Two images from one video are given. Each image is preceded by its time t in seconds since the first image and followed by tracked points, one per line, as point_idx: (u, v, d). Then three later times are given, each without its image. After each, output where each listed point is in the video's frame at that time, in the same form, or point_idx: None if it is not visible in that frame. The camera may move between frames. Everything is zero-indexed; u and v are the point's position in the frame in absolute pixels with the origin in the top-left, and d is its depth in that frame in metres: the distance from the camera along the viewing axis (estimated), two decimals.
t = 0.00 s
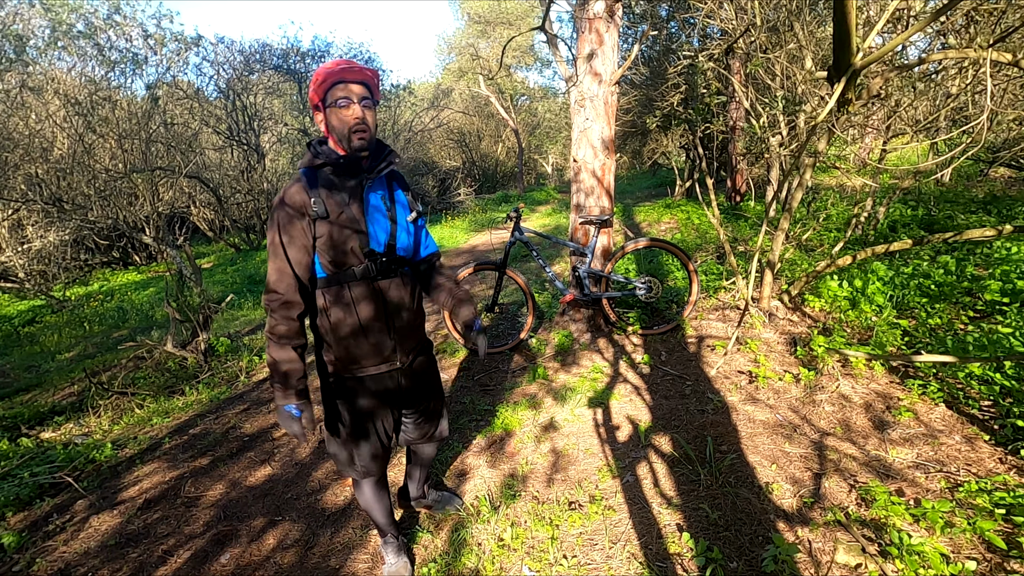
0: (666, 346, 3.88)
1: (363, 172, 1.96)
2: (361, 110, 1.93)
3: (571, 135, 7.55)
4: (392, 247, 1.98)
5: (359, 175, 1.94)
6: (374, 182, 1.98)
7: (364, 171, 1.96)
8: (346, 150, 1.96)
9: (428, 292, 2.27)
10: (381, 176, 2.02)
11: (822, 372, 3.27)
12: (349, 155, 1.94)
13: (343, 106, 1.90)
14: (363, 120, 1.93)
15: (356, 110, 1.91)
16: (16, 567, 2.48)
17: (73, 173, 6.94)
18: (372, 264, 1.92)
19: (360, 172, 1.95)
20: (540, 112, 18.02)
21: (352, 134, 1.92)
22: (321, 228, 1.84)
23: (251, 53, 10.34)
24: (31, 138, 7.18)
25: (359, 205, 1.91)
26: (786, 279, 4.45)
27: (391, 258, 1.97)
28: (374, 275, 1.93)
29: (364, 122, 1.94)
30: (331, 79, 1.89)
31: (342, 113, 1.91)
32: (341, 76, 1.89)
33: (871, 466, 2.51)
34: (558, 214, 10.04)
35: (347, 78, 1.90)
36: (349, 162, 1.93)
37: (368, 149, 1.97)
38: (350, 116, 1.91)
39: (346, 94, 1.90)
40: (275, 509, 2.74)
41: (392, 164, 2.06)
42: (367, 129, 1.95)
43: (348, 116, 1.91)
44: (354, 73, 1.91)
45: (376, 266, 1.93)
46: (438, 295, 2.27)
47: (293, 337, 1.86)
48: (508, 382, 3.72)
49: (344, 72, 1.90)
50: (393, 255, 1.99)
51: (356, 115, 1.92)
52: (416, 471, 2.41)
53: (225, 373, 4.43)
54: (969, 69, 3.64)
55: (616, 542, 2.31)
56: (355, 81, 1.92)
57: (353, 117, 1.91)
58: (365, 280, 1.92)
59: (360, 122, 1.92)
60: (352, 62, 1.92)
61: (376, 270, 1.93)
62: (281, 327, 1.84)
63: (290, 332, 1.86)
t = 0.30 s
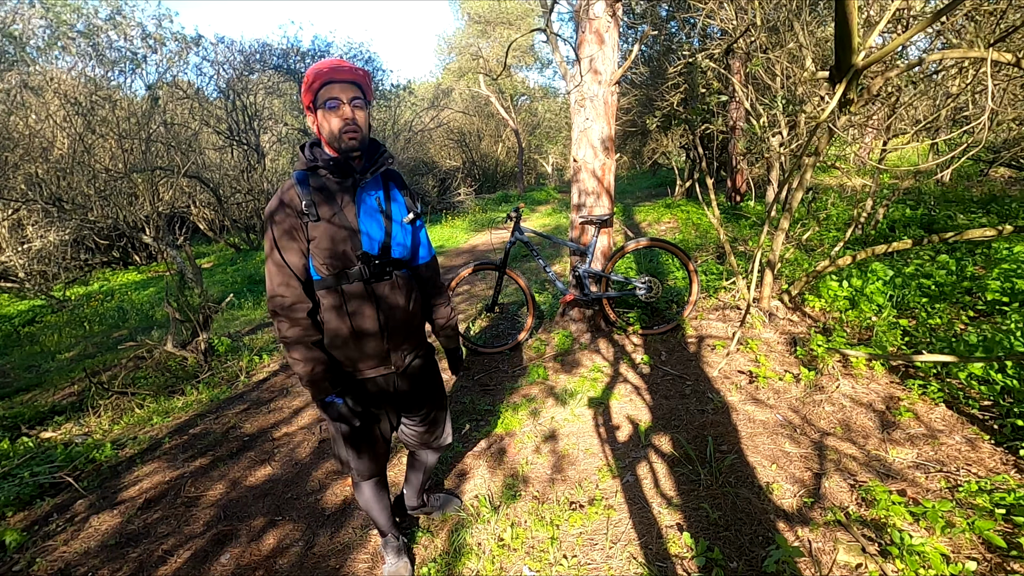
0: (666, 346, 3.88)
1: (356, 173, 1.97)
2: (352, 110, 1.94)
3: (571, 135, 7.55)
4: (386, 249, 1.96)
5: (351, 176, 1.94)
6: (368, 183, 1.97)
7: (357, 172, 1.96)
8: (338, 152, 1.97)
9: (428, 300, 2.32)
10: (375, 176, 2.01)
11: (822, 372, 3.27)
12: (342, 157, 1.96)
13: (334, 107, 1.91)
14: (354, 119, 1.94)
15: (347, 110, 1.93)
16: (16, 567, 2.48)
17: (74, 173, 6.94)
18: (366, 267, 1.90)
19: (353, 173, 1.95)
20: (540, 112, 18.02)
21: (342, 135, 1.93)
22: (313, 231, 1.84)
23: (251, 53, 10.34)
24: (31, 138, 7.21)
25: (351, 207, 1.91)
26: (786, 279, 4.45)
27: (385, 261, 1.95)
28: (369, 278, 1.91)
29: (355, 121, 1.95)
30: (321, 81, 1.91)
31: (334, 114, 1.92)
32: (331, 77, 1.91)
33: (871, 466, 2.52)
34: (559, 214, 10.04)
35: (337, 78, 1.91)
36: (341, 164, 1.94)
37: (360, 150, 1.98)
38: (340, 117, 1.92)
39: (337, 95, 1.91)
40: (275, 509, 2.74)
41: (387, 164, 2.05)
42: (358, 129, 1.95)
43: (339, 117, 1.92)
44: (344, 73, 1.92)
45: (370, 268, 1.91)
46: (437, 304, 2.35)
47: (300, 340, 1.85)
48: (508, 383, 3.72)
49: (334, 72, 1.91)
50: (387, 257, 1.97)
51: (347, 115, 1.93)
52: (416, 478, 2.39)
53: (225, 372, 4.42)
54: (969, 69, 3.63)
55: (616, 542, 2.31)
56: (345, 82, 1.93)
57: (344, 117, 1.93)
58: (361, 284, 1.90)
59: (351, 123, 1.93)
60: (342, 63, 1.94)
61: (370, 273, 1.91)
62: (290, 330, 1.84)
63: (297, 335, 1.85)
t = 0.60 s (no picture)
0: (666, 345, 3.88)
1: (360, 171, 1.96)
2: (357, 107, 1.93)
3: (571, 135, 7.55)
4: (392, 248, 1.96)
5: (355, 174, 1.94)
6: (372, 181, 1.96)
7: (360, 171, 1.95)
8: (342, 150, 1.96)
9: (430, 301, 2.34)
10: (379, 174, 2.01)
11: (822, 372, 3.27)
12: (346, 155, 1.95)
13: (338, 105, 1.91)
14: (358, 117, 1.94)
15: (351, 107, 1.92)
16: (16, 567, 2.48)
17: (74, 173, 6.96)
18: (370, 266, 1.91)
19: (357, 171, 1.94)
20: (540, 111, 18.01)
21: (346, 132, 1.92)
22: (317, 229, 1.83)
23: (250, 53, 10.23)
24: (31, 137, 7.14)
25: (357, 206, 1.91)
26: (786, 279, 4.45)
27: (390, 259, 1.94)
28: (373, 278, 1.91)
29: (359, 119, 1.94)
30: (325, 79, 1.91)
31: (338, 112, 1.91)
32: (335, 76, 1.91)
33: (871, 465, 2.52)
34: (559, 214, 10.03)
35: (341, 76, 1.91)
36: (345, 163, 1.93)
37: (364, 148, 1.98)
38: (344, 114, 1.92)
39: (341, 93, 1.91)
40: (275, 509, 2.74)
41: (390, 163, 2.05)
42: (363, 126, 1.95)
43: (343, 114, 1.91)
44: (347, 71, 1.92)
45: (375, 268, 1.91)
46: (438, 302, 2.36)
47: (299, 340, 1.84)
48: (508, 382, 3.71)
49: (338, 71, 1.91)
50: (392, 255, 1.96)
51: (351, 112, 1.92)
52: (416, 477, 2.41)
53: (225, 372, 4.42)
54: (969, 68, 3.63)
55: (616, 542, 2.31)
56: (349, 80, 1.93)
57: (348, 115, 1.92)
58: (365, 283, 1.91)
59: (355, 119, 1.92)
60: (345, 62, 1.95)
61: (375, 273, 1.91)
62: (283, 329, 1.82)
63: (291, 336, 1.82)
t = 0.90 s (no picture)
0: (666, 345, 3.88)
1: (371, 167, 1.96)
2: (371, 106, 1.94)
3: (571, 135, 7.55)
4: (402, 240, 1.96)
5: (367, 169, 1.94)
6: (383, 175, 1.97)
7: (372, 166, 1.95)
8: (355, 146, 1.96)
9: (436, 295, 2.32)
10: (390, 169, 2.01)
11: (821, 371, 3.27)
12: (358, 150, 1.95)
13: (352, 103, 1.91)
14: (371, 115, 1.94)
15: (365, 106, 1.93)
16: (16, 566, 2.48)
17: (74, 173, 6.96)
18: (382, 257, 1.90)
19: (368, 166, 1.94)
20: (540, 111, 18.00)
21: (359, 130, 1.94)
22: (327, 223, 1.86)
23: (250, 53, 10.27)
24: (30, 137, 7.24)
25: (367, 199, 1.92)
26: (786, 279, 4.45)
27: (400, 251, 1.95)
28: (383, 268, 1.90)
29: (372, 117, 1.95)
30: (340, 78, 1.92)
31: (352, 110, 1.92)
32: (351, 74, 1.92)
33: (870, 465, 2.52)
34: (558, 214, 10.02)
35: (357, 75, 1.92)
36: (357, 158, 1.94)
37: (376, 144, 1.98)
38: (358, 112, 1.92)
39: (355, 92, 1.91)
40: (275, 509, 2.74)
41: (401, 158, 2.05)
42: (375, 124, 1.96)
43: (357, 112, 1.92)
44: (363, 70, 1.93)
45: (386, 258, 1.91)
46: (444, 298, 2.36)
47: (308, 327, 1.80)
48: (508, 382, 3.71)
49: (354, 70, 1.92)
50: (402, 247, 1.96)
51: (364, 110, 1.93)
52: (415, 470, 2.41)
53: (225, 372, 4.41)
54: (969, 68, 3.63)
55: (616, 541, 2.31)
56: (364, 79, 1.93)
57: (362, 114, 1.93)
58: (376, 273, 1.90)
59: (368, 117, 1.94)
60: (361, 61, 1.95)
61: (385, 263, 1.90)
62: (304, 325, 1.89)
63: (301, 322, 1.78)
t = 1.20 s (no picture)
0: (666, 344, 3.88)
1: (385, 164, 1.96)
2: (386, 107, 1.95)
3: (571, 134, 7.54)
4: (414, 234, 1.96)
5: (382, 166, 1.95)
6: (396, 172, 1.97)
7: (386, 164, 1.94)
8: (371, 144, 1.96)
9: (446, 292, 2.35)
10: (402, 166, 2.01)
11: (821, 371, 3.27)
12: (373, 148, 1.95)
13: (370, 103, 1.91)
14: (388, 115, 1.94)
15: (382, 106, 1.93)
16: (16, 566, 2.48)
17: (75, 172, 6.96)
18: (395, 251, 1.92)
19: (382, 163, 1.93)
20: (540, 111, 18.00)
21: (375, 128, 1.94)
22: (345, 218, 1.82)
23: (250, 53, 10.36)
24: (30, 137, 7.18)
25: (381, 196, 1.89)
26: (786, 279, 4.45)
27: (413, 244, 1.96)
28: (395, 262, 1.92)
29: (388, 117, 1.95)
30: (357, 79, 1.92)
31: (368, 109, 1.92)
32: (369, 75, 1.91)
33: (870, 465, 2.52)
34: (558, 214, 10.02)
35: (374, 76, 1.92)
36: (372, 156, 1.94)
37: (390, 143, 1.99)
38: (375, 112, 1.92)
39: (372, 92, 1.91)
40: (275, 508, 2.73)
41: (413, 156, 2.06)
42: (391, 124, 1.96)
43: (374, 112, 1.92)
44: (380, 72, 1.93)
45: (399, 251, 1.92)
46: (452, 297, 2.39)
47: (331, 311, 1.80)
48: (508, 382, 3.71)
49: (372, 71, 1.92)
50: (415, 241, 1.96)
51: (381, 110, 1.93)
52: (417, 470, 2.40)
53: (225, 372, 4.41)
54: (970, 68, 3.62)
55: (616, 541, 2.31)
56: (382, 80, 1.93)
57: (378, 114, 1.93)
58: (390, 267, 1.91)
59: (384, 117, 1.94)
60: (378, 62, 1.95)
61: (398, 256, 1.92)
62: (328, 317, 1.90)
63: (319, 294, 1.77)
